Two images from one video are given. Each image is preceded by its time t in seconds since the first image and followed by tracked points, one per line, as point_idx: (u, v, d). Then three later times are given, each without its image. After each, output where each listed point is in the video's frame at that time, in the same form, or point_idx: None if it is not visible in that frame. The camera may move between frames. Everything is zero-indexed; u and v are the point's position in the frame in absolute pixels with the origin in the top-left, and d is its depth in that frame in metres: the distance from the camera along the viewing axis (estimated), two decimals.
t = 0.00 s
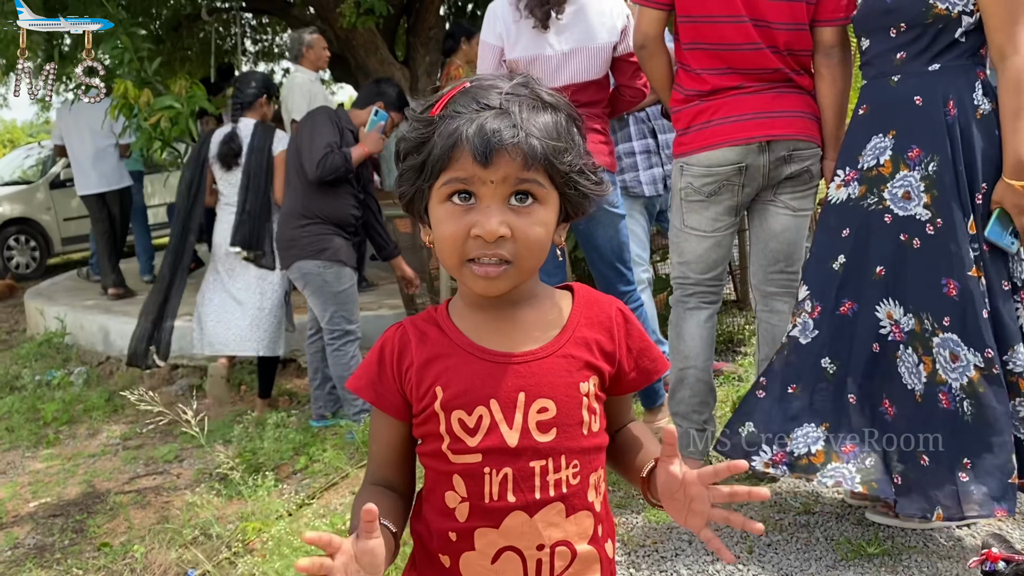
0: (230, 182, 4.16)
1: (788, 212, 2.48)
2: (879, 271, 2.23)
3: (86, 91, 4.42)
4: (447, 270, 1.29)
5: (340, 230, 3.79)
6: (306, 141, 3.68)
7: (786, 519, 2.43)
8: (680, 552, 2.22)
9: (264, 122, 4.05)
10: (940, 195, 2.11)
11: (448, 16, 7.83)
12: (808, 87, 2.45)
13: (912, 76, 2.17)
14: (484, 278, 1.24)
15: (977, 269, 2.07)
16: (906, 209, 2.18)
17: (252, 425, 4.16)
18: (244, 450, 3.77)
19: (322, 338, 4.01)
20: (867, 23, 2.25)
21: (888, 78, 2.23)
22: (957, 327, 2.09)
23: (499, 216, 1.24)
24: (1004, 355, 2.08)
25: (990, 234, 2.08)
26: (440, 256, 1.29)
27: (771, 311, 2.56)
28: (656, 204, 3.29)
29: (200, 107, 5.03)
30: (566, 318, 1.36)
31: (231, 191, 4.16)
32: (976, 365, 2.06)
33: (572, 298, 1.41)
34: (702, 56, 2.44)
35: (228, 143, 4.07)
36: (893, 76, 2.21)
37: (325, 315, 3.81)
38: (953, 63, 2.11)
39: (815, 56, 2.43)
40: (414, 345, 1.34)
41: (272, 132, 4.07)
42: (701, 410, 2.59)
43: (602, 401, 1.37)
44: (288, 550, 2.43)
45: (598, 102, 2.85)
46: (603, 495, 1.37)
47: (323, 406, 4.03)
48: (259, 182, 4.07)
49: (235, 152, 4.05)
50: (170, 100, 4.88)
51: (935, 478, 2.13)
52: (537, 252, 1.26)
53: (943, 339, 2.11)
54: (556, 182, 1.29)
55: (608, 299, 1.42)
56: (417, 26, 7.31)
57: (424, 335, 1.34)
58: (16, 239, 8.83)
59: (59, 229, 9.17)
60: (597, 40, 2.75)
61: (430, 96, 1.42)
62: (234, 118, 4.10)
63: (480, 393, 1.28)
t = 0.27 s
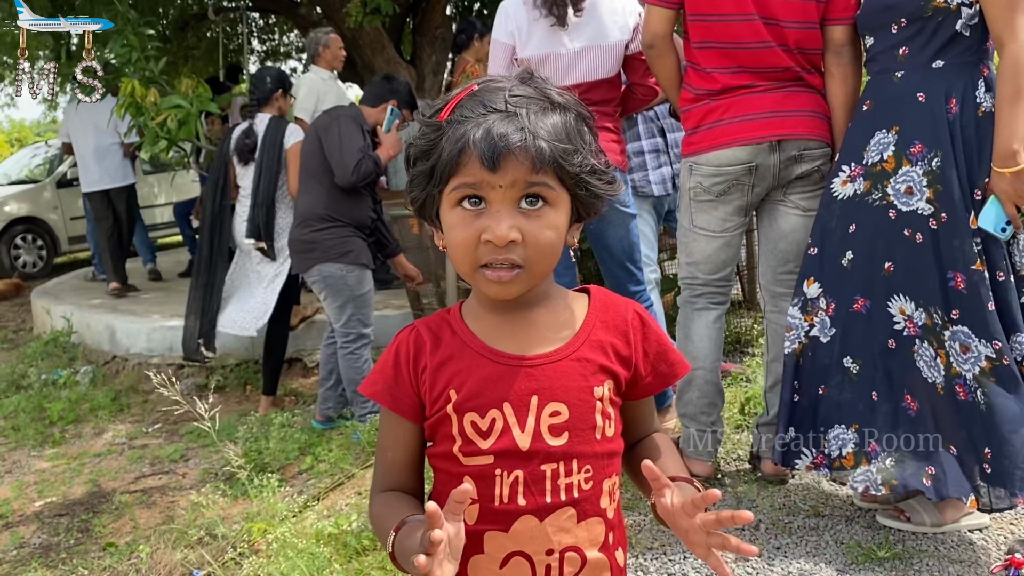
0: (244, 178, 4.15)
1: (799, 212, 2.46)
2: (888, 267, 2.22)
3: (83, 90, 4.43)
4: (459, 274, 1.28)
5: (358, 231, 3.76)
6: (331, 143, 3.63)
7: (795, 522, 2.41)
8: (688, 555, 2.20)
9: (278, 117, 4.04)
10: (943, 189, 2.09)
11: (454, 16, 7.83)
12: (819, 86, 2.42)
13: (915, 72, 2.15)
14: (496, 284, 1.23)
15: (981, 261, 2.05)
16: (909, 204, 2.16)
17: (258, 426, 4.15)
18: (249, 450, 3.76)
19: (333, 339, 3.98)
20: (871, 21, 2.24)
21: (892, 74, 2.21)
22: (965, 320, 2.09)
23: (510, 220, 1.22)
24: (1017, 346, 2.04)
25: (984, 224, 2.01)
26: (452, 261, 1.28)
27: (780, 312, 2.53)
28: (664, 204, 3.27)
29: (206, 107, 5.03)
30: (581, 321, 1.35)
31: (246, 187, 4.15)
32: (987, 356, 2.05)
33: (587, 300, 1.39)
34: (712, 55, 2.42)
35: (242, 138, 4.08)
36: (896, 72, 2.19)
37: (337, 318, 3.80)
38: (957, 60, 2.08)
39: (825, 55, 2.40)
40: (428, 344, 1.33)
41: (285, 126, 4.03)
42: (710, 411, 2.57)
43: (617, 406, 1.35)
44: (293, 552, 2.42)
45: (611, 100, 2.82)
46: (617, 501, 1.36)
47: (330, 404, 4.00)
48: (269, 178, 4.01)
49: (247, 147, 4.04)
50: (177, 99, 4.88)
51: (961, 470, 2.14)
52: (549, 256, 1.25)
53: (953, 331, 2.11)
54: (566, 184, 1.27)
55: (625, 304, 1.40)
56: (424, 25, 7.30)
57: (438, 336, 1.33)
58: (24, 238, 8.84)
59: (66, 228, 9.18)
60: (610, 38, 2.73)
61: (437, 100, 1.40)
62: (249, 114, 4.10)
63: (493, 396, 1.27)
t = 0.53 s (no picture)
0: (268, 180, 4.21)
1: (807, 212, 2.43)
2: (882, 262, 2.18)
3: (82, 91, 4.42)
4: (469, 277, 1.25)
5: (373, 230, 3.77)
6: (348, 150, 3.59)
7: (803, 526, 2.39)
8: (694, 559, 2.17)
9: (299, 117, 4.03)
10: (943, 185, 2.06)
11: (459, 15, 7.81)
12: (829, 86, 2.40)
13: (915, 68, 2.12)
14: (506, 288, 1.20)
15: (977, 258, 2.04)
16: (906, 199, 2.13)
17: (261, 427, 4.13)
18: (252, 451, 3.74)
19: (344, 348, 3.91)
20: (876, 20, 2.21)
21: (892, 72, 2.18)
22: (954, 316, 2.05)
23: (519, 222, 1.19)
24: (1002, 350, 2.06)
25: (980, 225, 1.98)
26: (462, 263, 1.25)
27: (788, 313, 2.51)
28: (670, 204, 3.24)
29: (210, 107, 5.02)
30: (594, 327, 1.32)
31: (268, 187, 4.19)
32: (977, 355, 2.02)
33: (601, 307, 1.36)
34: (721, 53, 2.40)
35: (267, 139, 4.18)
36: (898, 69, 2.16)
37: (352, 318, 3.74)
38: (959, 56, 2.05)
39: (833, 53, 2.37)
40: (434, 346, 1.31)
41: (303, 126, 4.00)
42: (716, 413, 2.54)
43: (629, 417, 1.32)
44: (296, 555, 2.40)
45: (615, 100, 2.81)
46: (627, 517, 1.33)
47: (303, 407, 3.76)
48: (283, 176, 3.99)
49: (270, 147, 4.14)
50: (180, 99, 4.87)
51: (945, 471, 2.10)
52: (562, 259, 1.22)
53: (943, 329, 2.07)
54: (577, 183, 1.25)
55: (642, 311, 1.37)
56: (428, 24, 7.29)
57: (446, 339, 1.31)
58: (28, 238, 8.83)
59: (70, 228, 9.18)
60: (614, 37, 2.70)
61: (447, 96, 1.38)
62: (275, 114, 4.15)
63: (499, 402, 1.25)
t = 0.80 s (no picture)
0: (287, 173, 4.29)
1: (813, 209, 2.40)
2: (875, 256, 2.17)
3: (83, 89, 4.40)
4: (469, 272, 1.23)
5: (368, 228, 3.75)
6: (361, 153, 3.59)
7: (808, 526, 2.36)
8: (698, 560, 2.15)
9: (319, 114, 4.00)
10: (942, 180, 2.04)
11: (461, 15, 7.80)
12: (836, 81, 2.36)
13: (921, 60, 2.10)
14: (503, 280, 1.18)
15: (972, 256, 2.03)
16: (904, 193, 2.11)
17: (262, 426, 4.11)
18: (253, 451, 3.72)
19: (327, 344, 3.75)
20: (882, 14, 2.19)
21: (897, 65, 2.15)
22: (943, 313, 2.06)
23: (515, 212, 1.17)
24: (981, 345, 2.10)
25: (985, 218, 1.97)
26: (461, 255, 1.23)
27: (794, 310, 2.49)
28: (674, 201, 3.21)
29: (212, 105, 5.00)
30: (601, 326, 1.27)
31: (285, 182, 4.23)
32: (963, 354, 2.05)
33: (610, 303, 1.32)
34: (726, 49, 2.37)
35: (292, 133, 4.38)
36: (902, 63, 2.13)
37: (364, 315, 3.72)
38: (964, 48, 2.02)
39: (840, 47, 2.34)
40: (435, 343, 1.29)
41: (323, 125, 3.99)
42: (720, 412, 2.51)
43: (638, 421, 1.28)
44: (295, 556, 2.37)
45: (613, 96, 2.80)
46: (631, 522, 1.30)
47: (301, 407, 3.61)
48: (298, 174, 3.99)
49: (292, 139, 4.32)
50: (182, 97, 4.86)
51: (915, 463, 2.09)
52: (561, 250, 1.19)
53: (931, 325, 2.08)
54: (577, 172, 1.22)
55: (655, 311, 1.31)
56: (430, 23, 7.27)
57: (449, 334, 1.29)
58: (30, 237, 8.82)
59: (72, 227, 9.17)
60: (613, 33, 2.68)
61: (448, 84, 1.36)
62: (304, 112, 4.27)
63: (499, 403, 1.22)
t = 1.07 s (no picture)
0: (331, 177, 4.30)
1: (820, 209, 2.38)
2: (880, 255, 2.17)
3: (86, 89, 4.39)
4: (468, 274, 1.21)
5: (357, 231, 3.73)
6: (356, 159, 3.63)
7: (814, 528, 2.34)
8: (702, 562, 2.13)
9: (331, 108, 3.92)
10: (947, 180, 2.03)
11: (463, 15, 7.79)
12: (842, 79, 2.34)
13: (928, 56, 2.07)
14: (495, 276, 1.16)
15: (981, 255, 2.01)
16: (910, 192, 2.11)
17: (264, 427, 4.09)
18: (254, 452, 3.71)
19: (316, 344, 3.68)
20: (890, 9, 2.17)
21: (904, 62, 2.13)
22: (949, 314, 2.05)
23: (505, 207, 1.15)
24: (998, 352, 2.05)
25: (999, 213, 1.94)
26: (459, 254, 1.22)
27: (800, 311, 2.47)
28: (677, 201, 3.19)
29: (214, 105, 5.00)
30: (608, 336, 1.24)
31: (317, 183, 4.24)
32: (964, 356, 2.03)
33: (618, 310, 1.28)
34: (730, 48, 2.35)
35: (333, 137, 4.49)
36: (910, 60, 2.11)
37: (363, 314, 3.73)
38: (972, 44, 2.00)
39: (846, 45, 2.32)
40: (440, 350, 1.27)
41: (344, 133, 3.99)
42: (726, 413, 2.49)
43: (647, 433, 1.24)
44: (296, 558, 2.36)
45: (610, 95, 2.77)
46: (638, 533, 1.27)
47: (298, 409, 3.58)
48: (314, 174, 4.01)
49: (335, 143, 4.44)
50: (184, 97, 4.85)
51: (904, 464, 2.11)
52: (556, 247, 1.16)
53: (932, 326, 2.08)
54: (573, 163, 1.19)
55: (666, 321, 1.26)
56: (432, 24, 7.27)
57: (455, 339, 1.28)
58: (33, 238, 8.82)
59: (75, 228, 9.17)
60: (611, 31, 2.66)
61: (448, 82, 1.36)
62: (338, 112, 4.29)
63: (499, 413, 1.20)
